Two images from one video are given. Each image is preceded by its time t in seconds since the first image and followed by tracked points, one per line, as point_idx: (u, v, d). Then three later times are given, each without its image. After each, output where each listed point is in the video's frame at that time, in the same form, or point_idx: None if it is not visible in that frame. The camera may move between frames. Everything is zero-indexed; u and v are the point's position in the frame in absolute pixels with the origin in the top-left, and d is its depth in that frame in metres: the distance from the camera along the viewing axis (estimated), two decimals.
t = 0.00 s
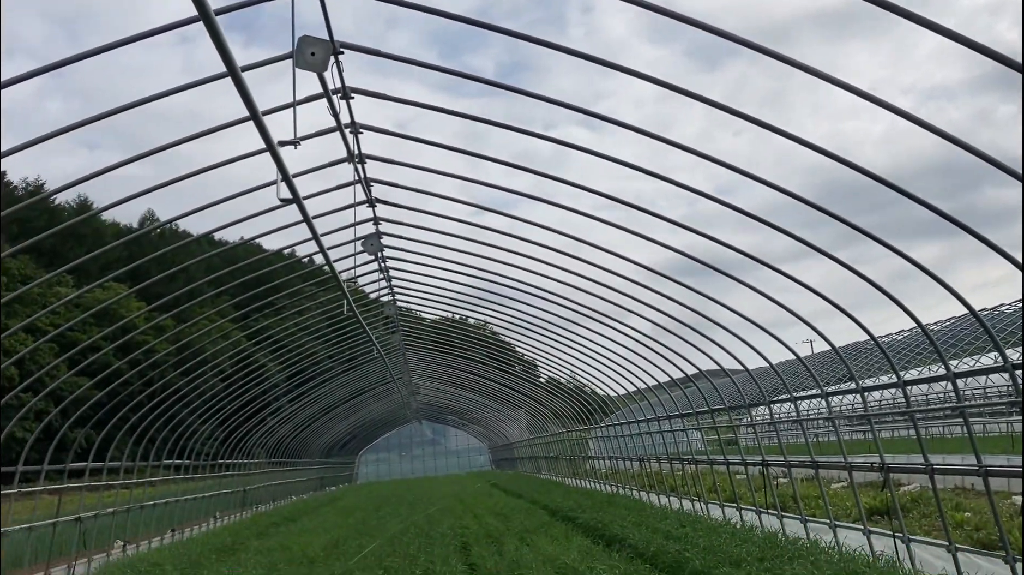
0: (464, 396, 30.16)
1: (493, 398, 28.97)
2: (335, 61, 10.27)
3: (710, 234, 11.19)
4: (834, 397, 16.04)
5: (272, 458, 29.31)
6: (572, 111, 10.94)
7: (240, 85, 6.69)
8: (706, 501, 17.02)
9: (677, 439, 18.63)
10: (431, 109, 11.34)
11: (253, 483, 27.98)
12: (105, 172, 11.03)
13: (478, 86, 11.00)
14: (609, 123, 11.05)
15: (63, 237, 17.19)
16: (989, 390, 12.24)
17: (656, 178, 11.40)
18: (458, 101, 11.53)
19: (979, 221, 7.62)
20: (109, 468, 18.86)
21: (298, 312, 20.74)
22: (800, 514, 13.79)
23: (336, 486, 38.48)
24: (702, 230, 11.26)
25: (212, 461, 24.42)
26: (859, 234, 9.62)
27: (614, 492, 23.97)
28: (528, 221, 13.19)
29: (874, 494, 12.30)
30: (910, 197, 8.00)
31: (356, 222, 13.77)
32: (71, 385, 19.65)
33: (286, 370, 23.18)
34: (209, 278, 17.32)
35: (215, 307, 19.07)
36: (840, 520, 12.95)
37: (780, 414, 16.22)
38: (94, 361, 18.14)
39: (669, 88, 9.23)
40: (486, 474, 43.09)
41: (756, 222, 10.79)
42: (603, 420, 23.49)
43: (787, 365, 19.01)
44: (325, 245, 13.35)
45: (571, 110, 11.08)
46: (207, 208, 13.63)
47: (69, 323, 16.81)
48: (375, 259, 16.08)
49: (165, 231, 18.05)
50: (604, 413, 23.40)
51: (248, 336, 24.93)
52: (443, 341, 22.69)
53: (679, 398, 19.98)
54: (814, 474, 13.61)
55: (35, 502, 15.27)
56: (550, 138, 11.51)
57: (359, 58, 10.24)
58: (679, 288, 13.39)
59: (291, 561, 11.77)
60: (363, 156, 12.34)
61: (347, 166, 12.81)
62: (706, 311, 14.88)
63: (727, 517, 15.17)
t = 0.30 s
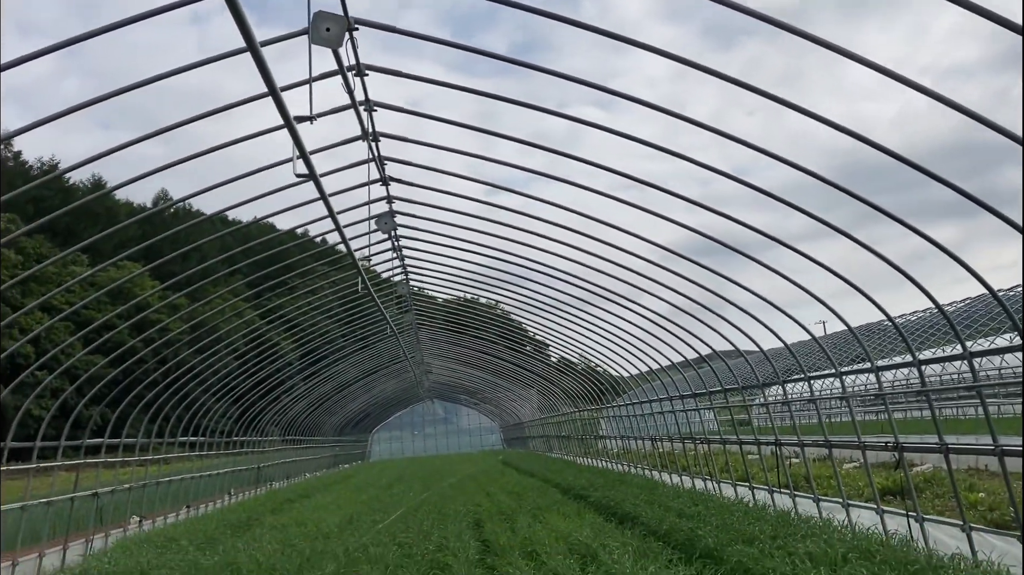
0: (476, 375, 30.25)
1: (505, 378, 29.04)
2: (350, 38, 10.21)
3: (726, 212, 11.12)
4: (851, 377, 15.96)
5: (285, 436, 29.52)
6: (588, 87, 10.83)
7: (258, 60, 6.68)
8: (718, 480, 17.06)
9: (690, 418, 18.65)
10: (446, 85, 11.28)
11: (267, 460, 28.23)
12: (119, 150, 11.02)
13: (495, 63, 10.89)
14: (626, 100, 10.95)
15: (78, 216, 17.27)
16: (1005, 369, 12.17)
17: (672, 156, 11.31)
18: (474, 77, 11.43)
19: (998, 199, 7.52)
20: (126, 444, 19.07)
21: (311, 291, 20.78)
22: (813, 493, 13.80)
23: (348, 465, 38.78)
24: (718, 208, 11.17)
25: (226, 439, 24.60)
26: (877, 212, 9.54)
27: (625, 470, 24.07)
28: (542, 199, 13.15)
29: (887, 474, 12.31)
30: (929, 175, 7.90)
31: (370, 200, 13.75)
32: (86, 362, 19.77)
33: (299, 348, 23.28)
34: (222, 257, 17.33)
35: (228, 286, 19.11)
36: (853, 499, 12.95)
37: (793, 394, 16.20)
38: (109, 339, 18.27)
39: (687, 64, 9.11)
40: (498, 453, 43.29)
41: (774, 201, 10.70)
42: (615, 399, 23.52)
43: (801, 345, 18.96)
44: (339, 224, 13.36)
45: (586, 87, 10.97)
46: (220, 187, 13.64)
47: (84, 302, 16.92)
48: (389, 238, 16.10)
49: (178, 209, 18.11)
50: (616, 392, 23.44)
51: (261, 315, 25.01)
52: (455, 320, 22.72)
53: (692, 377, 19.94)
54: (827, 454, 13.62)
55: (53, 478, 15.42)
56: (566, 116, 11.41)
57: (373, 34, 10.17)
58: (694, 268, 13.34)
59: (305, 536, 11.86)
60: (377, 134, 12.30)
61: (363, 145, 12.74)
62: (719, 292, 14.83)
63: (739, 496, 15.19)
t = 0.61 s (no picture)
0: (485, 352, 30.27)
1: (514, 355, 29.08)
2: (360, 10, 10.09)
3: (739, 188, 11.02)
4: (861, 354, 15.91)
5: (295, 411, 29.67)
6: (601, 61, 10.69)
7: (270, 29, 6.61)
8: (727, 457, 17.09)
9: (699, 395, 18.65)
10: (456, 59, 11.19)
11: (277, 436, 28.38)
12: (127, 126, 10.96)
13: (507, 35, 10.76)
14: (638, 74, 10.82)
15: (87, 191, 17.27)
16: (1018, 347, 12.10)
17: (683, 131, 11.21)
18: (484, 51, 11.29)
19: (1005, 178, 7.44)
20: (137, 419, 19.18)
21: (320, 267, 20.78)
22: (822, 470, 13.81)
23: (358, 440, 39.00)
24: (731, 183, 11.07)
25: (236, 414, 24.76)
26: (892, 187, 9.44)
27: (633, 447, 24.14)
28: (552, 175, 13.06)
29: (897, 452, 12.30)
30: (946, 149, 7.78)
31: (380, 176, 13.71)
32: (97, 338, 19.84)
33: (308, 325, 23.32)
34: (230, 233, 17.32)
35: (236, 262, 19.10)
36: (863, 476, 12.95)
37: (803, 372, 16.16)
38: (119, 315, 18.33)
39: (702, 36, 8.97)
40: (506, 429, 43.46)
41: (786, 178, 10.60)
42: (624, 377, 23.51)
43: (812, 323, 18.89)
44: (348, 199, 13.31)
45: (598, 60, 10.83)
46: (230, 162, 13.60)
47: (94, 277, 16.96)
48: (398, 214, 16.07)
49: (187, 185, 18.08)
50: (625, 369, 23.43)
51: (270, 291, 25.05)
52: (463, 298, 22.72)
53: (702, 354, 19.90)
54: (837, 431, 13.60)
55: (65, 453, 15.55)
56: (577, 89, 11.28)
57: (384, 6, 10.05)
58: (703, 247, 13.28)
59: (315, 510, 11.94)
60: (387, 108, 12.21)
61: (373, 119, 12.65)
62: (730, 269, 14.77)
63: (748, 473, 15.21)
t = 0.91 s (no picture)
0: (491, 328, 30.28)
1: (520, 331, 29.08)
2: None
3: (750, 164, 10.91)
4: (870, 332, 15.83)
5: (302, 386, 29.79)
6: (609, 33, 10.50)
7: (281, 4, 6.52)
8: (733, 433, 17.13)
9: (706, 372, 18.64)
10: (464, 32, 11.06)
11: (285, 410, 28.53)
12: (134, 100, 10.89)
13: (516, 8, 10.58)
14: (649, 47, 10.66)
15: (95, 166, 17.22)
16: None
17: (693, 106, 11.10)
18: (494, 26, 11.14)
19: (1013, 152, 7.34)
20: (146, 394, 19.26)
21: (327, 243, 20.76)
22: (829, 446, 13.84)
23: (365, 415, 39.18)
24: (741, 158, 10.95)
25: (244, 389, 24.89)
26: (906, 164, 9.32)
27: (639, 423, 24.19)
28: (561, 150, 12.95)
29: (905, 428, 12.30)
30: (960, 125, 7.68)
31: (388, 150, 13.64)
32: (105, 313, 19.88)
33: (315, 300, 23.33)
34: (237, 208, 17.27)
35: (244, 237, 19.07)
36: (870, 453, 12.96)
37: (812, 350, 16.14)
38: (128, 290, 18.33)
39: (718, 11, 8.78)
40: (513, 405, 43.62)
41: (797, 152, 10.47)
42: (630, 354, 23.50)
43: (820, 301, 18.81)
44: (357, 173, 13.24)
45: (609, 35, 10.68)
46: (238, 136, 13.54)
47: (103, 252, 16.94)
48: (405, 189, 16.00)
49: (194, 160, 18.02)
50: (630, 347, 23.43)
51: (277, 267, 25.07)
52: (469, 274, 22.72)
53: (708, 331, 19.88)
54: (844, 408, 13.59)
55: (74, 426, 15.65)
56: (587, 63, 11.11)
57: None
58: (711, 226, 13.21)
59: (325, 483, 12.02)
60: (395, 82, 12.09)
61: (382, 94, 12.54)
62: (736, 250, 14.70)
63: (754, 449, 15.23)
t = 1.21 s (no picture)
0: (496, 303, 30.28)
1: (525, 305, 29.08)
2: None
3: (757, 139, 10.84)
4: (876, 308, 15.79)
5: (308, 359, 29.91)
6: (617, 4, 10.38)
7: None
8: (737, 408, 17.17)
9: (711, 348, 18.64)
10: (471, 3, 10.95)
11: (291, 383, 28.67)
12: (139, 71, 10.80)
13: None
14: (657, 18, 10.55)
15: (100, 139, 17.20)
16: None
17: (701, 79, 11.00)
18: None
19: None
20: (153, 366, 19.34)
21: (332, 217, 20.71)
22: (833, 421, 13.87)
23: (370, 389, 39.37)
24: (748, 133, 10.88)
25: (250, 361, 24.98)
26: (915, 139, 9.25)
27: (643, 398, 24.23)
28: (567, 123, 12.87)
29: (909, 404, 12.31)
30: (971, 99, 7.60)
31: (394, 123, 13.57)
32: (111, 286, 19.90)
33: (320, 274, 23.35)
34: (243, 181, 17.22)
35: (249, 211, 19.03)
36: (874, 428, 12.98)
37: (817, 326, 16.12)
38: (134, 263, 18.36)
39: None
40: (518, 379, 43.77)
41: (805, 127, 10.39)
42: (634, 329, 23.49)
43: (826, 276, 18.76)
44: (363, 146, 13.19)
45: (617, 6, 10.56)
46: (243, 109, 13.49)
47: (109, 224, 16.95)
48: (411, 162, 15.92)
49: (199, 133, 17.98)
50: (635, 322, 23.41)
51: (282, 240, 25.03)
52: (474, 249, 22.71)
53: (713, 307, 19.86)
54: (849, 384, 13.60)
55: (82, 398, 15.74)
56: (594, 35, 11.00)
57: None
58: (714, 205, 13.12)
59: (331, 456, 12.10)
60: (401, 54, 12.00)
61: (389, 66, 12.45)
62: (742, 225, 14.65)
63: (758, 423, 15.27)
